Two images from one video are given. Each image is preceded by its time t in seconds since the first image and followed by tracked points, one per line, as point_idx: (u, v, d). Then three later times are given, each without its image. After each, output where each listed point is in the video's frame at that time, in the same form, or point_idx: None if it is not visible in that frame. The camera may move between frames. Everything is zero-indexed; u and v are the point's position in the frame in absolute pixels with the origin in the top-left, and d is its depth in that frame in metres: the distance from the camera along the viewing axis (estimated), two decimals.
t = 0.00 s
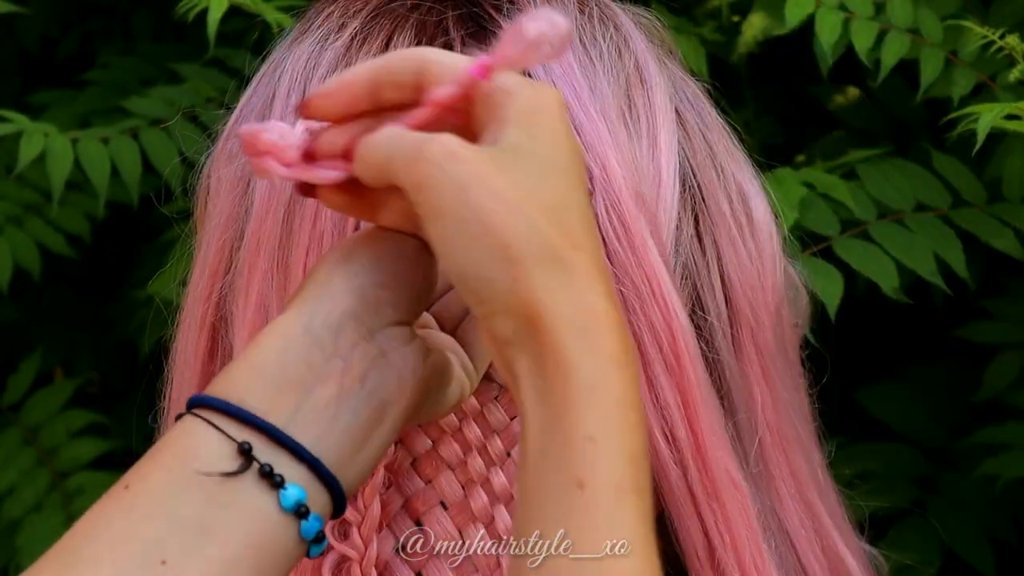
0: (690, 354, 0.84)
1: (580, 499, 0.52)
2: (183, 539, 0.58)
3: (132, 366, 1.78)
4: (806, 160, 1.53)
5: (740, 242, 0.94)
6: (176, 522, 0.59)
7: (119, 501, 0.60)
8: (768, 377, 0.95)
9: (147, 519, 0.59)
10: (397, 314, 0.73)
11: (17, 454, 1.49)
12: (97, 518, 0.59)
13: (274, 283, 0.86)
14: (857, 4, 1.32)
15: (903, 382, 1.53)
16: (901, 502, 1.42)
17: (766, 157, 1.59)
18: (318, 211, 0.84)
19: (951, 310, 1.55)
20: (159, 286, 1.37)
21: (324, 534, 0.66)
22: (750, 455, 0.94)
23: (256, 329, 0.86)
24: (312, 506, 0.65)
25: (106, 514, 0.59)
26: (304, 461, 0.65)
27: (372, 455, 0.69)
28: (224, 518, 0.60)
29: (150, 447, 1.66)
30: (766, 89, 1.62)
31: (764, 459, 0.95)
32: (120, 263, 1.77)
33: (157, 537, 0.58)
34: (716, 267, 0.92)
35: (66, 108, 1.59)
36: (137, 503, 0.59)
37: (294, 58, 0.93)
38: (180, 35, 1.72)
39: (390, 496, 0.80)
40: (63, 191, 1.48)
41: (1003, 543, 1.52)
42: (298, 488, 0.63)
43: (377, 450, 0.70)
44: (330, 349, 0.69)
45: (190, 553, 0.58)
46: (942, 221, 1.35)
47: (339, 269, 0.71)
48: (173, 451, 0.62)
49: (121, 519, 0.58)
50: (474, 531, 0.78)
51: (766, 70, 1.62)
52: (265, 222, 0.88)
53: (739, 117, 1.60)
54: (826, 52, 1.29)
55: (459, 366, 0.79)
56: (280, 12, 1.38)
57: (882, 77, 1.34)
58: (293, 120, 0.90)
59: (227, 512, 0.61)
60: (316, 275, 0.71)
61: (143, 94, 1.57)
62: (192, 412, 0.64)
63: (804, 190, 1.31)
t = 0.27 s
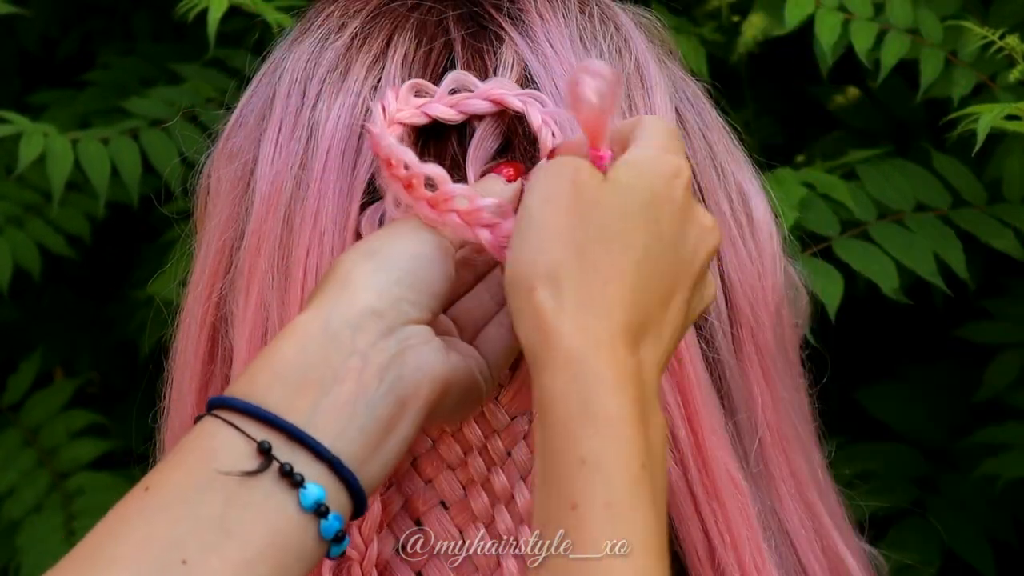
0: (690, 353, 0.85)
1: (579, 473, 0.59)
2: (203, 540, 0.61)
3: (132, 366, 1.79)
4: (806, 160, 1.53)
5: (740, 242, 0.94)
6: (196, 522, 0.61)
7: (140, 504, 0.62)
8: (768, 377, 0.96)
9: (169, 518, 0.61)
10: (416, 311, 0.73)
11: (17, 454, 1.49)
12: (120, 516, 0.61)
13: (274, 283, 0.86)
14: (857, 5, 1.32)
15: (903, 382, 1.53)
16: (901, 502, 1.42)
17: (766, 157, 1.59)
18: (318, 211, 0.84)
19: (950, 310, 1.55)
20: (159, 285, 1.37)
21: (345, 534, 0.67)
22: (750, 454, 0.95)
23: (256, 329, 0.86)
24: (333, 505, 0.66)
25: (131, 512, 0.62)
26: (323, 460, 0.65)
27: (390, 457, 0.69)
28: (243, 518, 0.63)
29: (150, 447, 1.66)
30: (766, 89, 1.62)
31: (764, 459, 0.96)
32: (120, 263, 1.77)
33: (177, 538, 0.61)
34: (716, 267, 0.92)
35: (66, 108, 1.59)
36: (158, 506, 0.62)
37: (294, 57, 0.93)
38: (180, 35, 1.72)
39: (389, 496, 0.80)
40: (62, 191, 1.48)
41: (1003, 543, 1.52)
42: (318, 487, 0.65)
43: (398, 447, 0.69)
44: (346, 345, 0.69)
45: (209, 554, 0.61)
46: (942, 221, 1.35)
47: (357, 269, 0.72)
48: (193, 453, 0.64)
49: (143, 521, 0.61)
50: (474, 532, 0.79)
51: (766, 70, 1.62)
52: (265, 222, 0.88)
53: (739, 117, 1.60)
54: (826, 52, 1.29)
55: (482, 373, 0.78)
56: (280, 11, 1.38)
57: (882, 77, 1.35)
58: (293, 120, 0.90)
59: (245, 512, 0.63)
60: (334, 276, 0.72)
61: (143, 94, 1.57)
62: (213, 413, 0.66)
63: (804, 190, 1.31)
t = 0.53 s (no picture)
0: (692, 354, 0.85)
1: (563, 425, 0.57)
2: (199, 548, 0.61)
3: (132, 366, 1.78)
4: (806, 160, 1.53)
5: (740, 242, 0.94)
6: (194, 529, 0.61)
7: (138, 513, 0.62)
8: (768, 377, 0.96)
9: (168, 525, 0.61)
10: (414, 319, 0.73)
11: (17, 455, 1.49)
12: (118, 527, 0.62)
13: (274, 283, 0.86)
14: (857, 5, 1.32)
15: (903, 382, 1.53)
16: (901, 502, 1.42)
17: (766, 158, 1.59)
18: (318, 211, 0.84)
19: (950, 310, 1.55)
20: (159, 286, 1.37)
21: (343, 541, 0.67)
22: (750, 454, 0.95)
23: (256, 329, 0.86)
24: (331, 513, 0.66)
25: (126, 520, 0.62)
26: (321, 467, 0.66)
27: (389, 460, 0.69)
28: (240, 525, 0.63)
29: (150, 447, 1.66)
30: (766, 89, 1.62)
31: (764, 459, 0.96)
32: (120, 263, 1.77)
33: (175, 546, 0.61)
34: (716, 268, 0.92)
35: (66, 108, 1.59)
36: (155, 514, 0.62)
37: (294, 57, 0.93)
38: (180, 35, 1.72)
39: (389, 496, 0.79)
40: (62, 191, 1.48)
41: (1002, 543, 1.52)
42: (316, 494, 0.64)
43: (398, 452, 0.69)
44: (345, 351, 0.70)
45: (206, 561, 0.61)
46: (942, 221, 1.35)
47: (354, 277, 0.73)
48: (190, 462, 0.65)
49: (141, 530, 0.61)
50: (474, 532, 0.79)
51: (766, 70, 1.62)
52: (265, 222, 0.88)
53: (739, 117, 1.60)
54: (826, 53, 1.29)
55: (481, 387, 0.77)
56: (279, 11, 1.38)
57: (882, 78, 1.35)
58: (293, 120, 0.90)
59: (242, 520, 0.63)
60: (331, 285, 0.73)
61: (143, 94, 1.57)
62: (210, 422, 0.66)
63: (804, 190, 1.31)
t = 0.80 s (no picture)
0: (692, 354, 0.85)
1: (575, 406, 0.59)
2: (177, 562, 0.62)
3: (132, 366, 1.78)
4: (806, 160, 1.53)
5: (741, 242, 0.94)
6: (172, 541, 0.62)
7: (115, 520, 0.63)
8: (768, 377, 0.96)
9: (146, 536, 0.62)
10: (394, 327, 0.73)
11: (17, 455, 1.49)
12: (95, 534, 0.62)
13: (274, 283, 0.86)
14: (857, 5, 1.32)
15: (903, 382, 1.53)
16: (901, 502, 1.42)
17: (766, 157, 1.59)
18: (318, 210, 0.84)
19: (950, 310, 1.55)
20: (159, 286, 1.37)
21: (315, 552, 0.69)
22: (750, 455, 0.95)
23: (257, 329, 0.87)
24: (305, 527, 0.68)
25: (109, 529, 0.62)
26: (298, 480, 0.67)
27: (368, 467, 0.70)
28: (216, 537, 0.64)
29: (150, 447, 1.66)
30: (766, 89, 1.62)
31: (764, 459, 0.96)
32: (120, 263, 1.77)
33: (152, 558, 0.61)
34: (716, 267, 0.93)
35: (66, 108, 1.59)
36: (132, 525, 0.62)
37: (295, 57, 0.93)
38: (180, 35, 1.72)
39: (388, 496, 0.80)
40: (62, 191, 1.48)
41: (1002, 543, 1.52)
42: (293, 508, 0.66)
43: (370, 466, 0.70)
44: (325, 362, 0.70)
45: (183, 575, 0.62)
46: (942, 221, 1.35)
47: (340, 277, 0.72)
48: (167, 470, 0.65)
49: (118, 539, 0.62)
50: (474, 532, 0.79)
51: (766, 70, 1.62)
52: (265, 222, 0.88)
53: (739, 117, 1.60)
54: (826, 53, 1.29)
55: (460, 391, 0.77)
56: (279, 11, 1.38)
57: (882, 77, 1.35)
58: (293, 120, 0.90)
59: (218, 532, 0.64)
60: (317, 282, 0.73)
61: (143, 94, 1.57)
62: (187, 427, 0.67)
63: (804, 190, 1.31)
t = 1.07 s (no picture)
0: (691, 355, 0.86)
1: (548, 415, 0.62)
2: None
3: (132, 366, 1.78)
4: (806, 160, 1.53)
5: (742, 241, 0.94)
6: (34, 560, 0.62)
7: None
8: (768, 377, 0.96)
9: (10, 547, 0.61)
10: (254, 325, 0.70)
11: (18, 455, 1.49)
12: None
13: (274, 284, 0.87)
14: (856, 5, 1.33)
15: (903, 382, 1.53)
16: (901, 502, 1.42)
17: (766, 158, 1.59)
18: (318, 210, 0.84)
19: (950, 310, 1.55)
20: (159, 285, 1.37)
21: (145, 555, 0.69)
22: (751, 455, 0.94)
23: (257, 329, 0.88)
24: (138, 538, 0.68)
25: None
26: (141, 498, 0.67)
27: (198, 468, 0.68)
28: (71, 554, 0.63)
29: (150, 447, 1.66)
30: (767, 89, 1.62)
31: (764, 459, 0.96)
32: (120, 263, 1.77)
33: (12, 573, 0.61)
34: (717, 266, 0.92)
35: (66, 108, 1.59)
36: None
37: (294, 58, 0.93)
38: (180, 35, 1.72)
39: (389, 495, 0.80)
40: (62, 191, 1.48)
41: (1002, 543, 1.52)
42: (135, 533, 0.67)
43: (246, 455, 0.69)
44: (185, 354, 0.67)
45: None
46: (942, 221, 1.35)
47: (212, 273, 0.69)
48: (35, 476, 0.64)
49: None
50: (473, 532, 0.79)
51: (767, 70, 1.62)
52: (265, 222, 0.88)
53: (739, 117, 1.60)
54: (826, 53, 1.29)
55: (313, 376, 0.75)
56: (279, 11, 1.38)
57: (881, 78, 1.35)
58: (294, 120, 0.90)
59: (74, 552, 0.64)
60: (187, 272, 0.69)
61: (143, 94, 1.57)
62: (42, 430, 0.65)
63: (804, 190, 1.31)
